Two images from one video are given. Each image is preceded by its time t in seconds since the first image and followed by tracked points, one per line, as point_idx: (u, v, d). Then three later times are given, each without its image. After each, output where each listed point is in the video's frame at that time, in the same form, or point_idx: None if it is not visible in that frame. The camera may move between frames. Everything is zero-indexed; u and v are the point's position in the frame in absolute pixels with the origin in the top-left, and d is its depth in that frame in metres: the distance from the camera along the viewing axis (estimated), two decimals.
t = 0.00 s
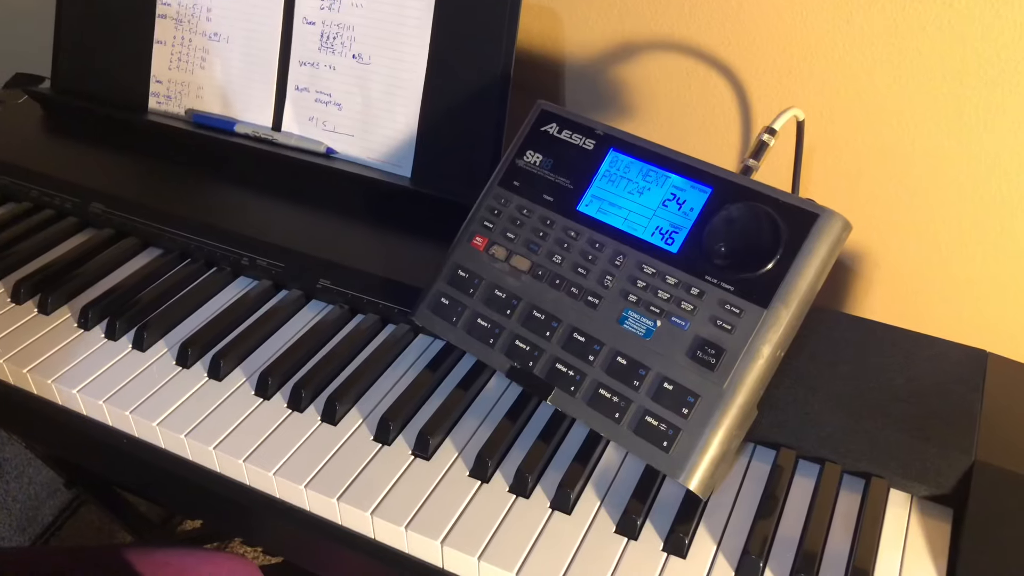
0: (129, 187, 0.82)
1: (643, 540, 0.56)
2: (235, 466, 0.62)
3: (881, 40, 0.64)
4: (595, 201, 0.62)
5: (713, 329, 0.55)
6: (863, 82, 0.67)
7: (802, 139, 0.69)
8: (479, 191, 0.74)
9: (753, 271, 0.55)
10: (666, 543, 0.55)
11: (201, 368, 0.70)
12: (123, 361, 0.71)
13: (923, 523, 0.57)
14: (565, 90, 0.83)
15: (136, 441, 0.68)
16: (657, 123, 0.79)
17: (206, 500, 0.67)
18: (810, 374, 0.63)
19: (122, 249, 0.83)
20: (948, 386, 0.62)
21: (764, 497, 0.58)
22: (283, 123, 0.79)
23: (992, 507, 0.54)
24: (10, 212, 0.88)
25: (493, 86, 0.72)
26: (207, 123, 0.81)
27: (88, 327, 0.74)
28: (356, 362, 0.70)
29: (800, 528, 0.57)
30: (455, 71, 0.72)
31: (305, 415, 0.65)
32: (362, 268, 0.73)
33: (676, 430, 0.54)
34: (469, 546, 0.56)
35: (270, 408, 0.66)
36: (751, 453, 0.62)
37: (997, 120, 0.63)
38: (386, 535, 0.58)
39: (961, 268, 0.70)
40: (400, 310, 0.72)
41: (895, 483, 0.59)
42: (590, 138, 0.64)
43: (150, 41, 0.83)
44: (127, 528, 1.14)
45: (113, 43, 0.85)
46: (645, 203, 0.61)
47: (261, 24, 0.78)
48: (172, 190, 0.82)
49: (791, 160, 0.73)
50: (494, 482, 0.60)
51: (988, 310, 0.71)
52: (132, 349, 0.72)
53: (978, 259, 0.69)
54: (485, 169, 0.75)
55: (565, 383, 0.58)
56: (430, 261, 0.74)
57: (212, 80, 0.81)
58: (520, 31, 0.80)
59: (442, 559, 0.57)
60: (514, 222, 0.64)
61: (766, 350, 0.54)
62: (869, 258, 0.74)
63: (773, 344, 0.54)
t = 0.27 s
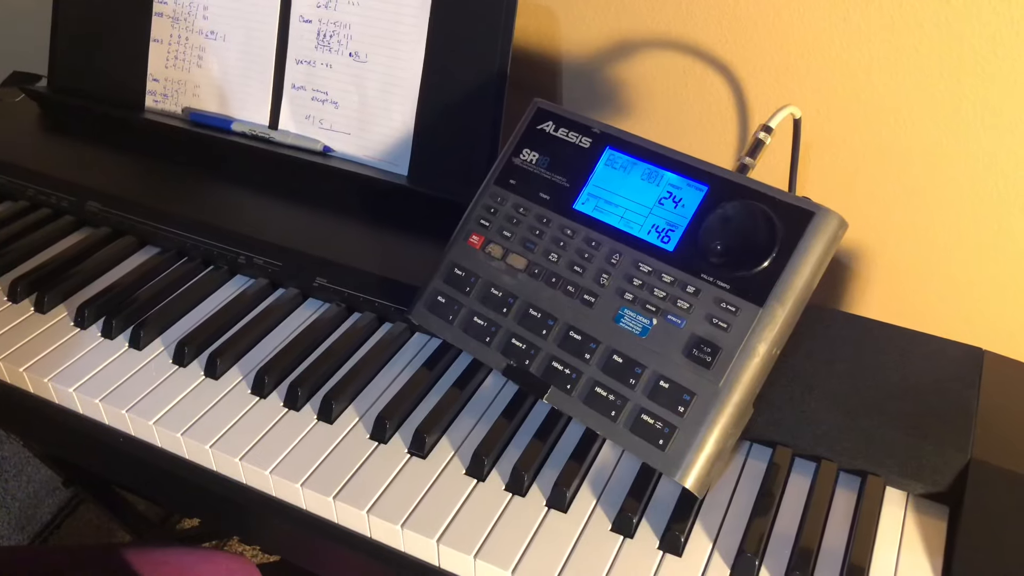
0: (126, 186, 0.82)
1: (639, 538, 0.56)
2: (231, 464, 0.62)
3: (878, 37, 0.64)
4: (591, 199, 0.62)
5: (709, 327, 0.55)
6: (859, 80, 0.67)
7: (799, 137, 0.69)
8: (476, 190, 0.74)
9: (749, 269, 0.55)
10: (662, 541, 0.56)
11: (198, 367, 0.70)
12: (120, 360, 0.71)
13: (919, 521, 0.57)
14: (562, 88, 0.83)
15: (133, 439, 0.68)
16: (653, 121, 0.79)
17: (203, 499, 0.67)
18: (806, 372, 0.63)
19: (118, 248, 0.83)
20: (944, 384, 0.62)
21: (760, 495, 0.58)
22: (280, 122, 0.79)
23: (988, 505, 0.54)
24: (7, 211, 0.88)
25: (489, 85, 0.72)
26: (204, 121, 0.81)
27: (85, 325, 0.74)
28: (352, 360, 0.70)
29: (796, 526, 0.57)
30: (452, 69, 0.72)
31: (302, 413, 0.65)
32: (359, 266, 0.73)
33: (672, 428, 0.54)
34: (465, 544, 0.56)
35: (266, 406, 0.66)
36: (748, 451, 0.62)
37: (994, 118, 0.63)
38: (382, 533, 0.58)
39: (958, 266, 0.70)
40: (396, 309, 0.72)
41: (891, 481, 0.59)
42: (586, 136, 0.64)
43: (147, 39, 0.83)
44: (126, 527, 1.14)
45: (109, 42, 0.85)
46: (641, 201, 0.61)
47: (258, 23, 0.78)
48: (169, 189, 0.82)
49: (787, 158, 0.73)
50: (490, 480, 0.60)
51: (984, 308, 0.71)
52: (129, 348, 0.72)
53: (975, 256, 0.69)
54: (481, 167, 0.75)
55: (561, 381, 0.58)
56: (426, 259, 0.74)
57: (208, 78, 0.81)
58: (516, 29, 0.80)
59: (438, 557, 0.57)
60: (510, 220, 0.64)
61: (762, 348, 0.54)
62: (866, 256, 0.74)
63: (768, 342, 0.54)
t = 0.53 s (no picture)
0: (125, 185, 0.82)
1: (638, 537, 0.56)
2: (230, 463, 0.62)
3: (876, 37, 0.64)
4: (591, 198, 0.62)
5: (708, 326, 0.55)
6: (858, 79, 0.67)
7: (798, 136, 0.69)
8: (475, 189, 0.74)
9: (748, 268, 0.55)
10: (661, 540, 0.56)
11: (197, 366, 0.70)
12: (119, 359, 0.71)
13: (918, 520, 0.57)
14: (561, 86, 0.83)
15: (132, 439, 0.68)
16: (653, 120, 0.79)
17: (203, 498, 0.67)
18: (805, 371, 0.63)
19: (118, 247, 0.83)
20: (943, 383, 0.62)
21: (759, 494, 0.58)
22: (279, 121, 0.79)
23: (987, 503, 0.54)
24: (6, 210, 0.88)
25: (489, 84, 0.72)
26: (203, 120, 0.81)
27: (84, 325, 0.74)
28: (352, 359, 0.70)
29: (795, 525, 0.57)
30: (451, 68, 0.72)
31: (301, 412, 0.65)
32: (358, 265, 0.73)
33: (671, 427, 0.55)
34: (465, 543, 0.56)
35: (265, 405, 0.66)
36: (747, 450, 0.62)
37: (993, 116, 0.63)
38: (381, 532, 0.58)
39: (958, 265, 0.70)
40: (396, 308, 0.72)
41: (890, 480, 0.59)
42: (585, 135, 0.64)
43: (146, 39, 0.83)
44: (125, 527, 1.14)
45: (109, 41, 0.85)
46: (641, 200, 0.61)
47: (257, 22, 0.78)
48: (169, 189, 0.82)
49: (787, 157, 0.73)
50: (490, 479, 0.60)
51: (984, 307, 0.71)
52: (128, 347, 0.72)
53: (974, 255, 0.69)
54: (481, 166, 0.75)
55: (561, 380, 0.58)
56: (425, 258, 0.74)
57: (208, 78, 0.81)
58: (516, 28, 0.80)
59: (437, 556, 0.57)
60: (509, 219, 0.64)
61: (761, 347, 0.54)
62: (865, 255, 0.74)
63: (767, 341, 0.54)
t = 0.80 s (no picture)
0: (125, 185, 0.82)
1: (638, 537, 0.56)
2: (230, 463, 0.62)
3: (876, 36, 0.64)
4: (591, 198, 0.62)
5: (708, 325, 0.55)
6: (857, 78, 0.67)
7: (797, 136, 0.69)
8: (475, 188, 0.74)
9: (748, 267, 0.55)
10: (662, 540, 0.56)
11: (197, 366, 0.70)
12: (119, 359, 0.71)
13: (918, 519, 0.57)
14: (561, 86, 0.83)
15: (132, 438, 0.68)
16: (652, 119, 0.79)
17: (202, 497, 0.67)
18: (805, 371, 0.63)
19: (117, 247, 0.83)
20: (943, 382, 0.62)
21: (759, 493, 0.58)
22: (279, 120, 0.79)
23: (987, 502, 0.54)
24: (5, 210, 0.88)
25: (489, 83, 0.72)
26: (202, 120, 0.81)
27: (83, 324, 0.74)
28: (352, 359, 0.70)
29: (796, 524, 0.57)
30: (451, 67, 0.72)
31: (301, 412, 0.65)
32: (357, 265, 0.73)
33: (672, 426, 0.54)
34: (466, 542, 0.56)
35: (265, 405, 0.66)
36: (747, 449, 0.62)
37: (993, 116, 0.63)
38: (382, 531, 0.58)
39: (957, 264, 0.70)
40: (396, 308, 0.73)
41: (890, 479, 0.59)
42: (586, 135, 0.64)
43: (145, 38, 0.83)
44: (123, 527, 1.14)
45: (107, 41, 0.84)
46: (641, 200, 0.61)
47: (256, 22, 0.78)
48: (168, 188, 0.82)
49: (786, 157, 0.73)
50: (490, 479, 0.60)
51: (983, 306, 0.71)
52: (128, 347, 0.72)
53: (974, 254, 0.69)
54: (481, 166, 0.75)
55: (561, 380, 0.58)
56: (425, 258, 0.74)
57: (207, 78, 0.81)
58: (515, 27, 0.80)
59: (437, 556, 0.57)
60: (509, 219, 0.64)
61: (761, 346, 0.54)
62: (865, 254, 0.74)
63: (768, 340, 0.54)
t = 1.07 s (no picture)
0: (125, 183, 0.82)
1: (639, 536, 0.56)
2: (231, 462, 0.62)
3: (877, 37, 0.64)
4: (592, 198, 0.62)
5: (709, 325, 0.56)
6: (858, 78, 0.67)
7: (798, 136, 0.69)
8: (476, 188, 0.74)
9: (750, 267, 0.55)
10: (663, 539, 0.56)
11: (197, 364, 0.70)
12: (119, 357, 0.71)
13: (919, 519, 0.58)
14: (562, 85, 0.83)
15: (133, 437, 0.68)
16: (654, 118, 0.79)
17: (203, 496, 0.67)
18: (806, 371, 0.63)
19: (118, 246, 0.83)
20: (943, 382, 0.62)
21: (760, 493, 0.58)
22: (280, 119, 0.79)
23: (987, 503, 0.54)
24: (5, 208, 0.88)
25: (490, 83, 0.72)
26: (203, 119, 0.81)
27: (84, 323, 0.74)
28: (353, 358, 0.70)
29: (796, 524, 0.57)
30: (453, 67, 0.72)
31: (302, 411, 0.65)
32: (359, 264, 0.73)
33: (673, 426, 0.55)
34: (467, 541, 0.56)
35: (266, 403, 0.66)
36: (748, 449, 0.62)
37: (994, 116, 0.63)
38: (383, 530, 0.58)
39: (958, 265, 0.71)
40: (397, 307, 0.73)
41: (891, 479, 0.59)
42: (587, 135, 0.64)
43: (146, 37, 0.83)
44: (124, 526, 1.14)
45: (108, 40, 0.84)
46: (642, 199, 0.61)
47: (257, 21, 0.78)
48: (169, 187, 0.82)
49: (787, 157, 0.73)
50: (491, 478, 0.60)
51: (983, 307, 0.71)
52: (129, 345, 0.72)
53: (974, 255, 0.69)
54: (482, 165, 0.75)
55: (562, 379, 0.58)
56: (426, 257, 0.74)
57: (208, 77, 0.81)
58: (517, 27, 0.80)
59: (438, 554, 0.57)
60: (510, 219, 0.64)
61: (762, 346, 0.54)
62: (865, 255, 0.74)
63: (768, 340, 0.54)
